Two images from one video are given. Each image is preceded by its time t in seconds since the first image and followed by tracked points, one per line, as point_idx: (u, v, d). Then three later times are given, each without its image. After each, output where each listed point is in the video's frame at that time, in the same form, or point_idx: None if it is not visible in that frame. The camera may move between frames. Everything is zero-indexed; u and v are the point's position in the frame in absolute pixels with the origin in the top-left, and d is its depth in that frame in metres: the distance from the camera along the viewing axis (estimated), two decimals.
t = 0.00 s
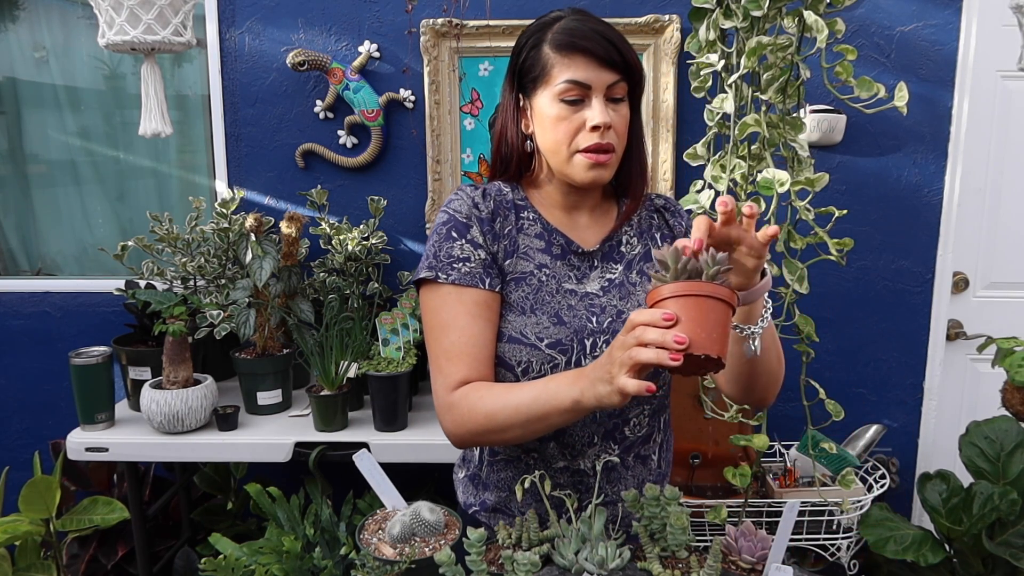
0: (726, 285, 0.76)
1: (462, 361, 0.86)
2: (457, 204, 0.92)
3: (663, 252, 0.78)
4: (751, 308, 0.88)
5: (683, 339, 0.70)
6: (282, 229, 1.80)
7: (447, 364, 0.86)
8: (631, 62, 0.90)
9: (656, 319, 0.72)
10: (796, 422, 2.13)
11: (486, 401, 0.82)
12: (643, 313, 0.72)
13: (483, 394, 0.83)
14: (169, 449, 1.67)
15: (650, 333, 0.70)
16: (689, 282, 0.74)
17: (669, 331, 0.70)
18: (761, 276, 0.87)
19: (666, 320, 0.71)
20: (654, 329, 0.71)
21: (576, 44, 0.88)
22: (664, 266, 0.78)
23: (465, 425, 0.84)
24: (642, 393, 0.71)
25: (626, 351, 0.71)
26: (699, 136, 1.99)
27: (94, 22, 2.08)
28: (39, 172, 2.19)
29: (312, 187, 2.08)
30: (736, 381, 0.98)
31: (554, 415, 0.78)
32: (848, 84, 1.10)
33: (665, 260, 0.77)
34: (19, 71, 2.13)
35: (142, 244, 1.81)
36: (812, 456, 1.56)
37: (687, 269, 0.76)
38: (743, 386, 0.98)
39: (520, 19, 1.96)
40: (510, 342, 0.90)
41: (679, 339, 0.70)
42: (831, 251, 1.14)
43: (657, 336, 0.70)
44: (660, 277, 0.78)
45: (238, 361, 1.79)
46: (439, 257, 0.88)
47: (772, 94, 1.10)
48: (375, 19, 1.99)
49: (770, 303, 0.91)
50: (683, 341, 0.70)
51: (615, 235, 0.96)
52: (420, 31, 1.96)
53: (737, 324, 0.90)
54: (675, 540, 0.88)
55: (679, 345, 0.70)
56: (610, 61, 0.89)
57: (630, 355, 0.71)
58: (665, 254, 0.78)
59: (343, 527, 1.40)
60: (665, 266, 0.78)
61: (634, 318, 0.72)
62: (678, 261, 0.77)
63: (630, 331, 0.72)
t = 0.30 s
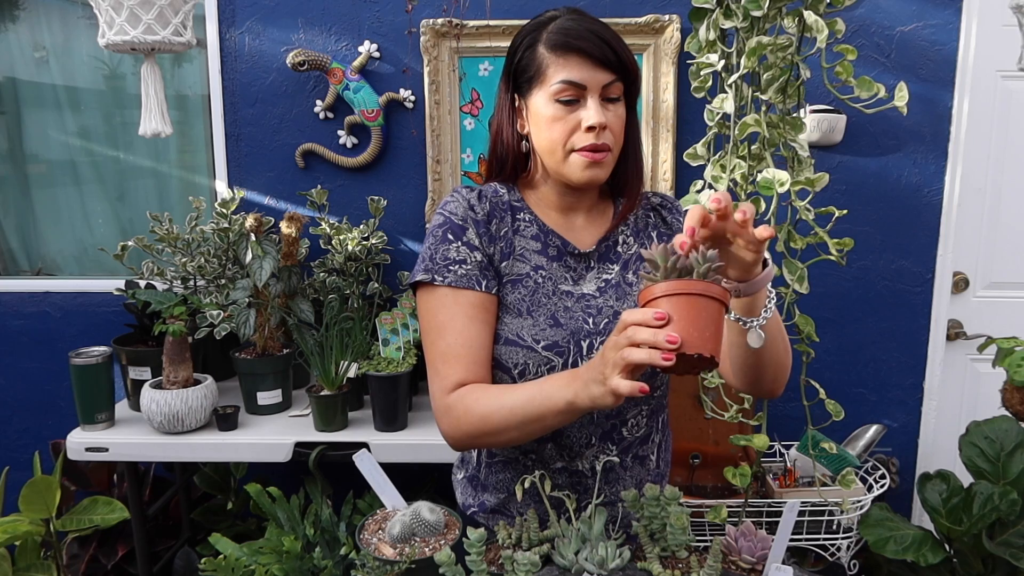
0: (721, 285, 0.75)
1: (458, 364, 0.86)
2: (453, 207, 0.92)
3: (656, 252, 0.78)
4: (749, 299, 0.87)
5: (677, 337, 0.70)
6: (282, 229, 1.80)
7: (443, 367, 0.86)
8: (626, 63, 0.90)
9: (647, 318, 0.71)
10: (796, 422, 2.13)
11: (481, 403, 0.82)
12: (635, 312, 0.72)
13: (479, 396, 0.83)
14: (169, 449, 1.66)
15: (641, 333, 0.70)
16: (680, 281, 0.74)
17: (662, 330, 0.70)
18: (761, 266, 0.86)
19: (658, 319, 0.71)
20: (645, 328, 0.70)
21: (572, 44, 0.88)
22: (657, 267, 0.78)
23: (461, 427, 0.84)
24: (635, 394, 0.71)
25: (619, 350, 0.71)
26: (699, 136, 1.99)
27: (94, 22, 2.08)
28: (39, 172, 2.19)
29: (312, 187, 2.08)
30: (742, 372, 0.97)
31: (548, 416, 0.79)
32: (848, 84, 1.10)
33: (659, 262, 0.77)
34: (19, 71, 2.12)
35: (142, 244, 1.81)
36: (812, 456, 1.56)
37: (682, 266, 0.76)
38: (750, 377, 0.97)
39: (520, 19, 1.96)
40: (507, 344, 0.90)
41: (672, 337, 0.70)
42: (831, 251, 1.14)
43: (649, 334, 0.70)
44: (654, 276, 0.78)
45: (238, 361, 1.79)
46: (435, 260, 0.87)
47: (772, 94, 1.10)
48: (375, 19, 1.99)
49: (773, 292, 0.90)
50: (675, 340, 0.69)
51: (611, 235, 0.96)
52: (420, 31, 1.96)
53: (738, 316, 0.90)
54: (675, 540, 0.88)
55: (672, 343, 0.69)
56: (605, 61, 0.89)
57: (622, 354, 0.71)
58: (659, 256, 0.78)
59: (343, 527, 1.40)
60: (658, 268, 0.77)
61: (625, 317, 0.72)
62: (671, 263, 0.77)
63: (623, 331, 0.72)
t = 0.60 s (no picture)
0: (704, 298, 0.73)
1: (454, 366, 0.85)
2: (450, 212, 0.92)
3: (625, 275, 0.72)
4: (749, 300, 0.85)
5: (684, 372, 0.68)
6: (282, 229, 1.80)
7: (438, 369, 0.85)
8: (614, 57, 0.90)
9: (645, 351, 0.68)
10: (796, 422, 2.13)
11: (471, 405, 0.81)
12: (631, 342, 0.68)
13: (469, 399, 0.81)
14: (168, 449, 1.67)
15: (644, 369, 0.67)
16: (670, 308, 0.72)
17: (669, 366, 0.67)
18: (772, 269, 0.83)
19: (658, 351, 0.68)
20: (648, 366, 0.67)
21: (559, 40, 0.88)
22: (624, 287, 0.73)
23: (453, 431, 0.82)
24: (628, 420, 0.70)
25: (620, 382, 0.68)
26: (699, 136, 1.99)
27: (94, 22, 2.08)
28: (39, 172, 2.19)
29: (312, 187, 2.08)
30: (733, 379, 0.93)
31: (537, 422, 0.77)
32: (848, 84, 1.10)
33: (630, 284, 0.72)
34: (19, 71, 2.12)
35: (142, 244, 1.81)
36: (812, 456, 1.55)
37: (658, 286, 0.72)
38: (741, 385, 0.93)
39: (520, 19, 1.96)
40: (505, 349, 0.90)
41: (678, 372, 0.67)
42: (831, 251, 1.14)
43: (658, 372, 0.67)
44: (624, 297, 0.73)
45: (238, 361, 1.79)
46: (433, 265, 0.87)
47: (772, 94, 1.10)
48: (375, 19, 1.99)
49: (778, 296, 0.87)
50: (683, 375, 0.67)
51: (608, 237, 0.96)
52: (420, 31, 1.96)
53: (739, 314, 0.87)
54: (675, 540, 0.88)
55: (678, 379, 0.67)
56: (593, 56, 0.89)
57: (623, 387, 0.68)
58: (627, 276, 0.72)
59: (343, 527, 1.40)
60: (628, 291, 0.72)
61: (618, 345, 0.68)
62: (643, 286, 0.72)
63: (621, 363, 0.68)
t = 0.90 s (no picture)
0: (694, 354, 0.59)
1: (457, 359, 0.78)
2: (455, 215, 0.89)
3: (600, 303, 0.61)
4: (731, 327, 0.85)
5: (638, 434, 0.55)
6: (282, 229, 1.80)
7: (439, 357, 0.79)
8: (602, 48, 0.90)
9: (599, 404, 0.55)
10: (796, 422, 2.13)
11: (459, 402, 0.72)
12: (591, 387, 0.56)
13: (459, 395, 0.73)
14: (168, 449, 1.66)
15: (589, 422, 0.55)
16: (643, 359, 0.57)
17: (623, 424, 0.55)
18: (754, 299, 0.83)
19: (615, 408, 0.55)
20: (597, 419, 0.55)
21: (547, 34, 0.89)
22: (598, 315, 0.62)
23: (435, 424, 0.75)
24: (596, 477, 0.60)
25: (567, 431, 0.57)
26: (699, 136, 1.99)
27: (94, 22, 2.08)
28: (39, 172, 2.19)
29: (312, 187, 2.08)
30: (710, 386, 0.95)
31: (507, 445, 0.66)
32: (848, 84, 1.10)
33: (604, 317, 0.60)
34: (19, 71, 2.12)
35: (142, 244, 1.81)
36: (812, 456, 1.55)
37: (637, 320, 0.59)
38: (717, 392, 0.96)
39: (520, 20, 1.96)
40: (517, 355, 0.91)
41: (631, 435, 0.54)
42: (831, 251, 1.14)
43: (605, 432, 0.55)
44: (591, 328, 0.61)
45: (238, 361, 1.79)
46: (439, 264, 0.84)
47: (772, 94, 1.09)
48: (375, 19, 1.99)
49: (756, 322, 0.87)
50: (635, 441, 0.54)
51: (612, 240, 0.97)
52: (420, 31, 1.96)
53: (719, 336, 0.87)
54: (675, 539, 0.92)
55: (628, 444, 0.54)
56: (581, 47, 0.89)
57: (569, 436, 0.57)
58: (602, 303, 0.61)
59: (343, 527, 1.40)
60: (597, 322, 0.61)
61: (576, 386, 0.57)
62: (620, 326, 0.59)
63: (575, 408, 0.56)
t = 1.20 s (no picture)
0: (661, 418, 0.46)
1: (458, 343, 0.71)
2: (463, 214, 0.88)
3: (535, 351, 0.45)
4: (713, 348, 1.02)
5: (600, 497, 0.46)
6: (282, 229, 1.80)
7: (442, 338, 0.73)
8: (597, 47, 0.89)
9: (548, 463, 0.46)
10: (796, 422, 2.13)
11: (447, 389, 0.64)
12: (541, 441, 0.47)
13: (458, 378, 0.65)
14: (168, 449, 1.66)
15: (543, 478, 0.47)
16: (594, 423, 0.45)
17: (581, 487, 0.46)
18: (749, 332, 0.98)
19: (566, 470, 0.46)
20: (551, 477, 0.47)
21: (541, 36, 0.89)
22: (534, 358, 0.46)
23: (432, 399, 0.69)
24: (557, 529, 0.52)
25: (517, 482, 0.48)
26: (699, 136, 1.99)
27: (94, 22, 2.08)
28: (39, 172, 2.19)
29: (312, 187, 2.08)
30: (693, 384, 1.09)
31: (478, 448, 0.58)
32: (848, 84, 1.10)
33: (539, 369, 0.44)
34: (19, 71, 2.12)
35: (142, 244, 1.81)
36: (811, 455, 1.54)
37: (582, 377, 0.44)
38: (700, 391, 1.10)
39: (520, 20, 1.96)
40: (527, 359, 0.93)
41: (591, 498, 0.46)
42: (831, 251, 1.14)
43: (560, 494, 0.46)
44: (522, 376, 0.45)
45: (238, 361, 1.79)
46: (446, 255, 0.81)
47: (772, 94, 1.09)
48: (375, 20, 1.99)
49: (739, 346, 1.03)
50: (595, 505, 0.46)
51: (614, 242, 0.98)
52: (420, 31, 1.96)
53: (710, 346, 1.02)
54: (675, 540, 0.94)
55: (588, 508, 0.46)
56: (576, 48, 0.88)
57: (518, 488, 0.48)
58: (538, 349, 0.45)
59: (343, 527, 1.41)
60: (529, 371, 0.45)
61: (529, 434, 0.48)
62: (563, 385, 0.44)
63: (526, 458, 0.48)
